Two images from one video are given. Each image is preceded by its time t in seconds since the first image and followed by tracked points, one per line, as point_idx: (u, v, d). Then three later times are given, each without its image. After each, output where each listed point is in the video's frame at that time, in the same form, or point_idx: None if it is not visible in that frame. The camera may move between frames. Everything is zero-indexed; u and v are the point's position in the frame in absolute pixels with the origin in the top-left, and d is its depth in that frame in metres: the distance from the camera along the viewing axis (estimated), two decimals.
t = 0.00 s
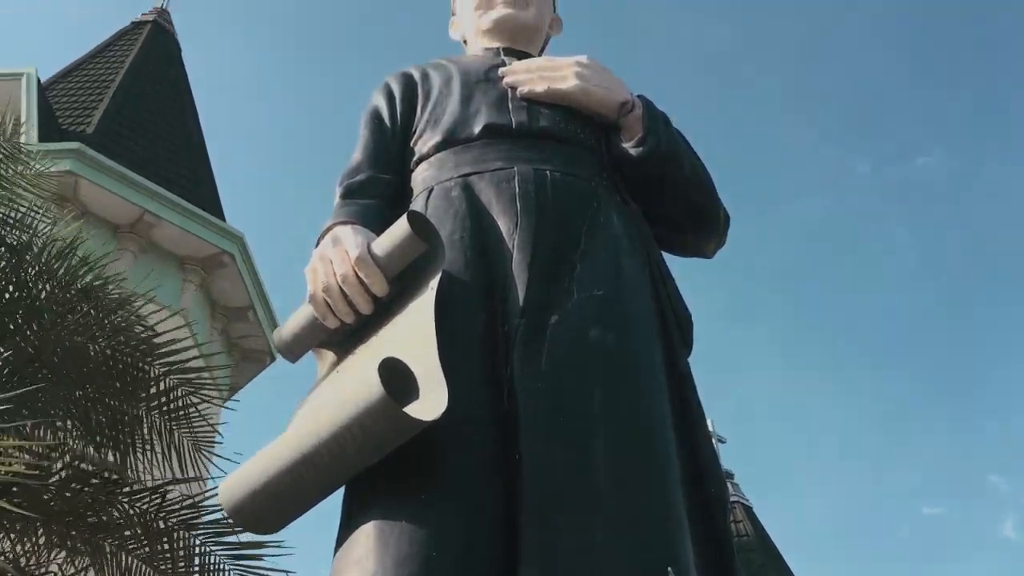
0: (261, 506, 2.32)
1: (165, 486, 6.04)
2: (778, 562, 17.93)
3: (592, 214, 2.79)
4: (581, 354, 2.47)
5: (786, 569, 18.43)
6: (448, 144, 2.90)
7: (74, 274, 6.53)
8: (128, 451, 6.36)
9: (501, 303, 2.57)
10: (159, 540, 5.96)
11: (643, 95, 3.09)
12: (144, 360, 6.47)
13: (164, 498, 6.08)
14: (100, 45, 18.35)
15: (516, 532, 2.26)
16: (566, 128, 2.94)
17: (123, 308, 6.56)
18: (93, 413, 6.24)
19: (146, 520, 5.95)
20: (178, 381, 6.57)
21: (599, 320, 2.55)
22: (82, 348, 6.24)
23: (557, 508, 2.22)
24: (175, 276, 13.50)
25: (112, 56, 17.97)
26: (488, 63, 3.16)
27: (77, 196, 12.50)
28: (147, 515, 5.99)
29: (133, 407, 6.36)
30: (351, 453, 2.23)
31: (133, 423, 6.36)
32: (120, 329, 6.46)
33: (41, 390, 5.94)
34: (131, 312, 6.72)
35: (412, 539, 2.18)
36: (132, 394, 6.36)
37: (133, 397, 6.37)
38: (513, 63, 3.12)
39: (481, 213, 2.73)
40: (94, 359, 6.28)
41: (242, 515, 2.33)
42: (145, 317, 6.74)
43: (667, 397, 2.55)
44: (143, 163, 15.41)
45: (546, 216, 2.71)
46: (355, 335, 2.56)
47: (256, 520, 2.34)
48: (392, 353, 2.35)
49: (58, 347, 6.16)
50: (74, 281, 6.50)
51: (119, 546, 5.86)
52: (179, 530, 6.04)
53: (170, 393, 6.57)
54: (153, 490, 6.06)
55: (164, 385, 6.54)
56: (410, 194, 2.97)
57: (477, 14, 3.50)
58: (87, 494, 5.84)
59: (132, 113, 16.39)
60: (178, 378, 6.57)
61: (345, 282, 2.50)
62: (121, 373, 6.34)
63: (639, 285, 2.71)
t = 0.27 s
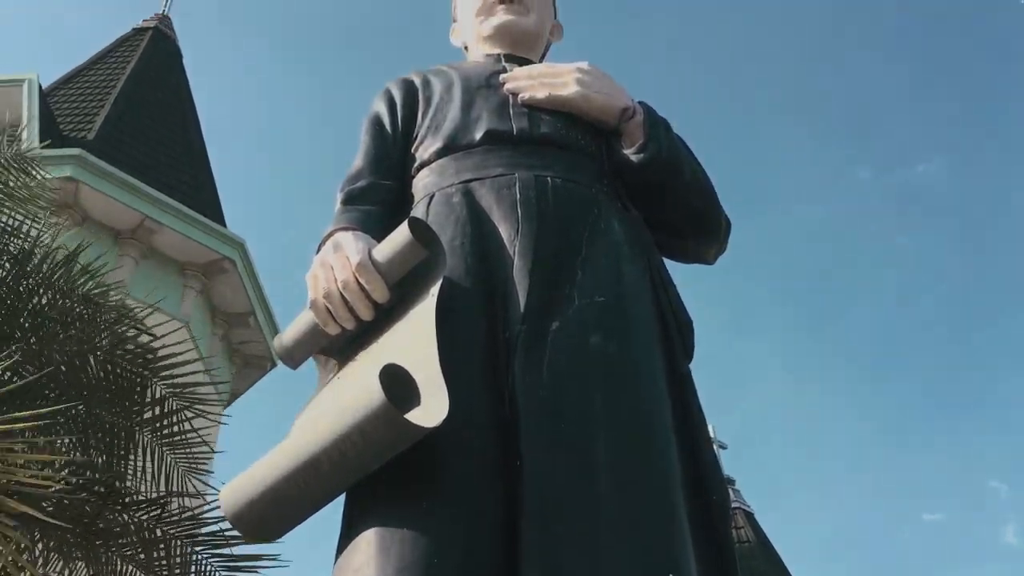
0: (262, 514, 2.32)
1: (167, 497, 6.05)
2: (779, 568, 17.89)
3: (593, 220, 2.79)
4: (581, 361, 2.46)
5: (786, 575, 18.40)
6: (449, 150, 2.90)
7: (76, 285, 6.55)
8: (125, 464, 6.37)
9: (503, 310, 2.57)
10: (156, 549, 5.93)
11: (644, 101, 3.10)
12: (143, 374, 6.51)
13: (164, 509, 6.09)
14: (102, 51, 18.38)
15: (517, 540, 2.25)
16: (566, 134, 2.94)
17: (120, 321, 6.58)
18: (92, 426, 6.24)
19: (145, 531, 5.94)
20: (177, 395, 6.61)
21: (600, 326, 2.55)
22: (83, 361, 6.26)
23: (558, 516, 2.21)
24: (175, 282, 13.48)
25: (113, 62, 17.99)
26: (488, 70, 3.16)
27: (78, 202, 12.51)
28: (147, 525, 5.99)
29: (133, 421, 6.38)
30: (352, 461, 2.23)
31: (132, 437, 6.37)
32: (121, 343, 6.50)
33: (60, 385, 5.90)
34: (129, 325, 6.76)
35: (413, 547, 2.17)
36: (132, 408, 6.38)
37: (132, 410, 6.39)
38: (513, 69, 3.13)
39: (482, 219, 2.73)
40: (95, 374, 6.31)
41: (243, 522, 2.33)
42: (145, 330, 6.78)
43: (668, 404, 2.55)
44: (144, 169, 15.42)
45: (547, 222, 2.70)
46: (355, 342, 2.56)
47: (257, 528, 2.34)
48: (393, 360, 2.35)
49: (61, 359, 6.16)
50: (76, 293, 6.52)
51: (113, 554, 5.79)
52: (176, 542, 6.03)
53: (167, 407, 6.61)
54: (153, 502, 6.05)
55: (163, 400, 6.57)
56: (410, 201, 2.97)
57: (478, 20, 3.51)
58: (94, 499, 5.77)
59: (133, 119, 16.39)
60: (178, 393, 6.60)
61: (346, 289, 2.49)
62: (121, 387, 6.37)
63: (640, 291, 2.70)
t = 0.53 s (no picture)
0: (262, 521, 2.31)
1: (167, 502, 6.07)
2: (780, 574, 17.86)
3: (594, 226, 2.79)
4: (583, 367, 2.46)
5: None
6: (450, 156, 2.90)
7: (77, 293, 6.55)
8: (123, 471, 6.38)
9: (503, 316, 2.57)
10: (155, 554, 5.91)
11: (645, 107, 3.10)
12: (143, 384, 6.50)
13: (164, 515, 6.11)
14: (104, 57, 18.41)
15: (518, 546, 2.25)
16: (567, 140, 2.94)
17: (121, 328, 6.57)
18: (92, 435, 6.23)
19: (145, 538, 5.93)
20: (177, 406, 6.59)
21: (601, 332, 2.54)
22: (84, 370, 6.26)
23: (559, 523, 2.21)
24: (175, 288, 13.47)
25: (115, 68, 18.02)
26: (489, 76, 3.16)
27: (80, 208, 12.53)
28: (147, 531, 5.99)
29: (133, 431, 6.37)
30: (352, 468, 2.23)
31: (131, 445, 6.37)
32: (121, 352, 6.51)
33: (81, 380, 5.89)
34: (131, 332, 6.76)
35: (413, 553, 2.17)
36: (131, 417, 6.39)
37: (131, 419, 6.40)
38: (514, 75, 3.13)
39: (482, 225, 2.73)
40: (96, 382, 6.29)
41: (243, 529, 2.32)
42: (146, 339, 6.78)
43: (669, 410, 2.54)
44: (145, 175, 15.43)
45: (548, 228, 2.70)
46: (356, 348, 2.56)
47: (257, 534, 2.33)
48: (394, 366, 2.34)
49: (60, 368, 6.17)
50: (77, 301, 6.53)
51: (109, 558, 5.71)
52: (176, 549, 6.02)
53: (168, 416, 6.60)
54: (153, 507, 6.09)
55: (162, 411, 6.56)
56: (411, 206, 2.97)
57: (479, 26, 3.51)
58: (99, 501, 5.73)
59: (134, 125, 16.41)
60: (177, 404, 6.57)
61: (347, 294, 2.49)
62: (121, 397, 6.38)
63: (641, 297, 2.70)
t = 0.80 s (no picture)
0: (263, 527, 2.31)
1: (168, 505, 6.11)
2: None
3: (595, 232, 2.79)
4: (583, 374, 2.46)
5: None
6: (451, 162, 2.90)
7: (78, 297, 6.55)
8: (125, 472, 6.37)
9: (504, 322, 2.57)
10: (156, 556, 5.91)
11: (645, 113, 3.10)
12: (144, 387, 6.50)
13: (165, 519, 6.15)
14: (105, 63, 18.44)
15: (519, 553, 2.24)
16: (567, 146, 2.94)
17: (122, 333, 6.57)
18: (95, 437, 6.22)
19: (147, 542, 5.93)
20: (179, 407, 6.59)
21: (602, 338, 2.54)
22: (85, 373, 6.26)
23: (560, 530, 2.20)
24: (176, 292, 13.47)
25: (116, 74, 18.05)
26: (490, 82, 3.17)
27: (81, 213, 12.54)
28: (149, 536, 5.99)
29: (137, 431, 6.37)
30: (352, 474, 2.22)
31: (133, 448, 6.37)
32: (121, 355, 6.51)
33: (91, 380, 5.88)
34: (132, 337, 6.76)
35: (413, 559, 2.16)
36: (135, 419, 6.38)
37: (135, 420, 6.39)
38: (515, 81, 3.14)
39: (483, 231, 2.73)
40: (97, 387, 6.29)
41: (244, 535, 2.33)
42: (147, 342, 6.79)
43: (670, 416, 2.54)
44: (147, 180, 15.45)
45: (548, 234, 2.70)
46: (357, 354, 2.55)
47: (257, 540, 2.34)
48: (395, 372, 2.34)
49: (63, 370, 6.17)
50: (76, 304, 6.52)
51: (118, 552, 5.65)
52: (178, 553, 6.01)
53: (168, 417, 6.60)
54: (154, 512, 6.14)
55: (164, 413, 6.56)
56: (411, 212, 2.97)
57: (480, 33, 3.52)
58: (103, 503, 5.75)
59: (136, 130, 16.43)
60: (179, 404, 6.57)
61: (347, 300, 2.49)
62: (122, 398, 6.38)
63: (642, 303, 2.70)
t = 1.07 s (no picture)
0: (263, 534, 2.31)
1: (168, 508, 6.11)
2: None
3: (596, 238, 2.79)
4: (585, 380, 2.45)
5: None
6: (452, 168, 2.90)
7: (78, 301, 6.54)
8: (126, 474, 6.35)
9: (505, 328, 2.57)
10: (158, 559, 5.91)
11: (647, 119, 3.10)
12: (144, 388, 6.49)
13: (166, 521, 6.15)
14: (106, 69, 18.46)
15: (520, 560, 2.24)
16: (568, 152, 2.94)
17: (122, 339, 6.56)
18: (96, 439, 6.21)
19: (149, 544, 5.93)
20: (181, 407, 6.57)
21: (604, 344, 2.54)
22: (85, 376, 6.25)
23: (561, 537, 2.20)
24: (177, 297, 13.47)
25: (117, 80, 18.07)
26: (491, 88, 3.17)
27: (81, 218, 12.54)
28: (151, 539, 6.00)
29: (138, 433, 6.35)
30: (353, 480, 2.22)
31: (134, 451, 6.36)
32: (121, 358, 6.50)
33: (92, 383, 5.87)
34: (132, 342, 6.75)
35: (414, 566, 2.15)
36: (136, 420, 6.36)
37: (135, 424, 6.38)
38: (516, 87, 3.14)
39: (484, 237, 2.73)
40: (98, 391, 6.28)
41: (245, 542, 2.32)
42: (147, 346, 6.78)
43: (672, 423, 2.54)
44: (148, 186, 15.46)
45: (549, 240, 2.70)
46: (357, 360, 2.55)
47: (258, 546, 2.33)
48: (396, 378, 2.34)
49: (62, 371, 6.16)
50: (76, 309, 6.52)
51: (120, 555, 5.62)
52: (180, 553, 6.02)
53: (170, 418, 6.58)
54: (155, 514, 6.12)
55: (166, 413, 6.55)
56: (412, 218, 2.97)
57: (481, 38, 3.52)
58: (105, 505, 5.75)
59: (137, 136, 16.44)
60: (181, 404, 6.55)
61: (348, 306, 2.49)
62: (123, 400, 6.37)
63: (644, 309, 2.70)
